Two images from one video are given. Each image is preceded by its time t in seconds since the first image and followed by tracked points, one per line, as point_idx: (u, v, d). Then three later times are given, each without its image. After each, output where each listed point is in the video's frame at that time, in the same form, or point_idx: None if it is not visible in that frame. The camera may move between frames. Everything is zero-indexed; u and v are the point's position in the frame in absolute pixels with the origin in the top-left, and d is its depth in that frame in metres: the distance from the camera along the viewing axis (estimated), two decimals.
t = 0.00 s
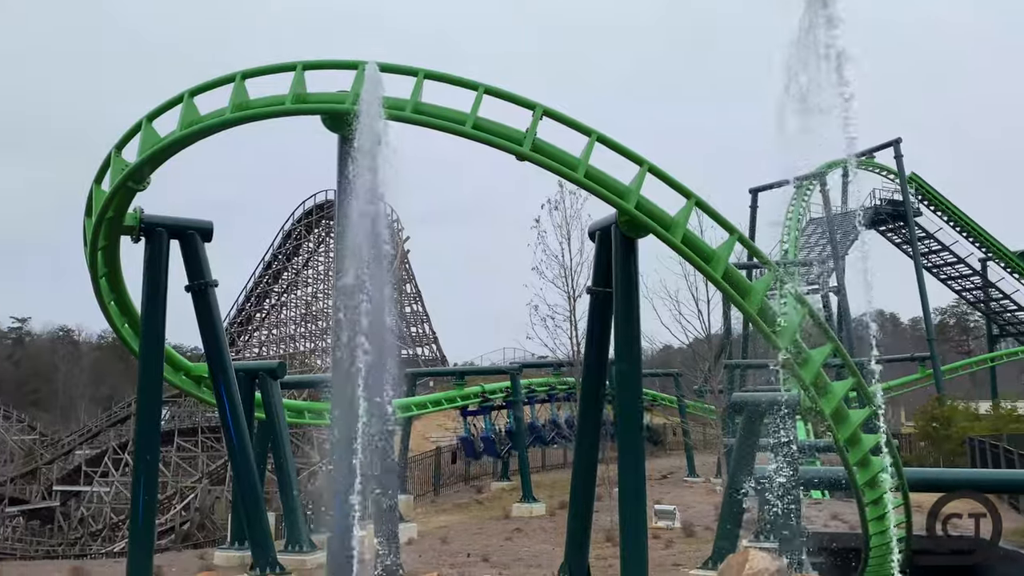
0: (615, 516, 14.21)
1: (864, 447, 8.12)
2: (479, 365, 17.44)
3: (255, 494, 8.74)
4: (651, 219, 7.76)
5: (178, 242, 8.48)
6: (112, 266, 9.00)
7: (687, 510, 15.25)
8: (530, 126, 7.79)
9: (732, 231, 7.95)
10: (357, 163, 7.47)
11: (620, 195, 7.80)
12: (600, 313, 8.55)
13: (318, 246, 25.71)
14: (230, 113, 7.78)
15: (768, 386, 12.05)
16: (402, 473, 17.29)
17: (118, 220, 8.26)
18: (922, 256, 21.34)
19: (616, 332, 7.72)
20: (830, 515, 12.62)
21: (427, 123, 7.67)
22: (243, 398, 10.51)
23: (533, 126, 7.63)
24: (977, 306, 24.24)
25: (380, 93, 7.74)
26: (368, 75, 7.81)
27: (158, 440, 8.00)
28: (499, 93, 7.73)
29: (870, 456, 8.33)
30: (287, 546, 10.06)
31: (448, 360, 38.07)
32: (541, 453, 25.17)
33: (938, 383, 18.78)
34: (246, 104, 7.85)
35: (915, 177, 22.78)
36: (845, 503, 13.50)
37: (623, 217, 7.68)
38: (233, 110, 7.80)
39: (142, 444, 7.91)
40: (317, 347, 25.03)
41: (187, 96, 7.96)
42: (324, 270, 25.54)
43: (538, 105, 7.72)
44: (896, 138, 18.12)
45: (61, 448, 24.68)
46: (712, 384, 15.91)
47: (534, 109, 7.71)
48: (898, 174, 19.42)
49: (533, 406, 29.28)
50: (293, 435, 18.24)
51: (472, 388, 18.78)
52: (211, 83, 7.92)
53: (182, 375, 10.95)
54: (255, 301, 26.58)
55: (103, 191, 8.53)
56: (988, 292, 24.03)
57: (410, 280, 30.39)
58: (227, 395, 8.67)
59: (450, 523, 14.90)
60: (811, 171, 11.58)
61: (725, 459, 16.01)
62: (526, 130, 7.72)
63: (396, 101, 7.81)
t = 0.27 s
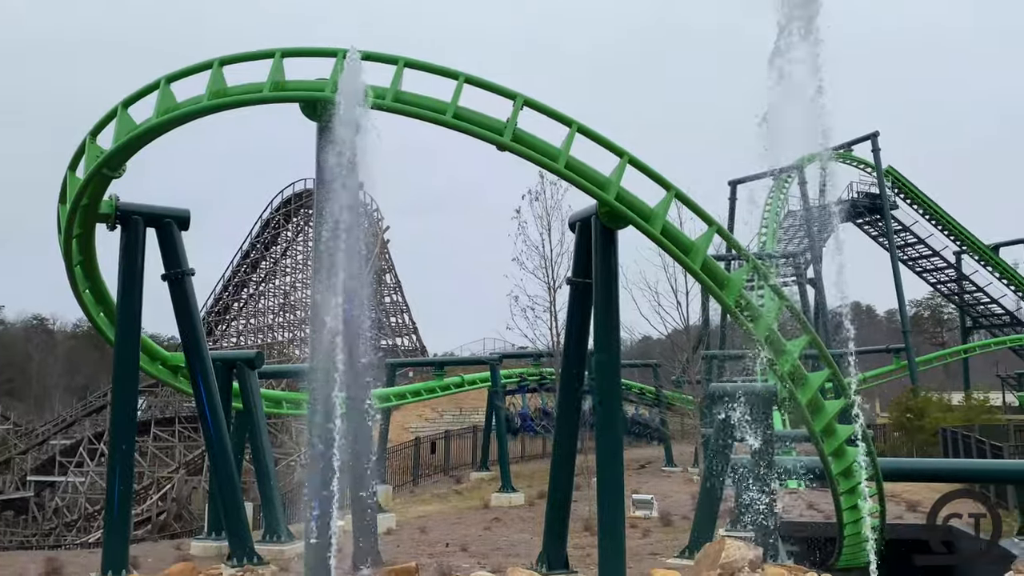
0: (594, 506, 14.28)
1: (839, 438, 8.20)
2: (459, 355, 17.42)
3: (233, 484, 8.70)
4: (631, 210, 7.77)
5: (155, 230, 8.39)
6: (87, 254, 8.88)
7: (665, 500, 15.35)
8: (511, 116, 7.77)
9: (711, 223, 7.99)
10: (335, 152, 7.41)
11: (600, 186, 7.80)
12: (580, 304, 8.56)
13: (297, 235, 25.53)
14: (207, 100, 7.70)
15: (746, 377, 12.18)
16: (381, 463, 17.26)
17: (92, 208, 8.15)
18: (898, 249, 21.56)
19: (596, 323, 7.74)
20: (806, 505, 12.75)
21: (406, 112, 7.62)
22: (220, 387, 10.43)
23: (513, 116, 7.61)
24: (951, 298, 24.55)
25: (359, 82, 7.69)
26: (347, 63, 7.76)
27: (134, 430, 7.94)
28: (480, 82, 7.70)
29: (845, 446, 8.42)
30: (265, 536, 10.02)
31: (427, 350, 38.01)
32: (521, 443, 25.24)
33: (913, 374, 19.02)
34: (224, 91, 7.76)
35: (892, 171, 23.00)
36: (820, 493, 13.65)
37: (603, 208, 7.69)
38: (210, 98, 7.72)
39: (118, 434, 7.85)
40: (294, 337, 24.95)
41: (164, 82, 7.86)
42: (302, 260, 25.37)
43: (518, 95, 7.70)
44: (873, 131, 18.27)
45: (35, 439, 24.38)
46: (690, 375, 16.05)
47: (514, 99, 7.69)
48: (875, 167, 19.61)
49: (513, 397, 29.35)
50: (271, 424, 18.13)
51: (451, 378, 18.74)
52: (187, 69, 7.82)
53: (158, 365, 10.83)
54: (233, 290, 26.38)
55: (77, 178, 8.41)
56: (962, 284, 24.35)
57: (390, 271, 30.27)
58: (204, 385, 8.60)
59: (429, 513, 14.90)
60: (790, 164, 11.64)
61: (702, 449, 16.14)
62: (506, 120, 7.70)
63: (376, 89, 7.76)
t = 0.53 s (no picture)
0: (569, 496, 14.33)
1: (811, 429, 8.30)
2: (435, 346, 17.39)
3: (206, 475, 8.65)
4: (607, 202, 7.79)
5: (127, 219, 8.29)
6: (57, 242, 8.75)
7: (640, 490, 15.45)
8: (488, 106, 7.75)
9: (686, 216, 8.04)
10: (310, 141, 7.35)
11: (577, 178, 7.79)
12: (557, 295, 8.58)
13: (271, 225, 25.31)
14: (180, 87, 7.59)
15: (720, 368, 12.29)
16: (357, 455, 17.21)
17: (63, 196, 8.01)
18: (871, 242, 21.82)
19: (573, 314, 7.77)
20: (778, 495, 12.90)
21: (383, 101, 7.58)
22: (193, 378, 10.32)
23: (491, 106, 7.60)
24: (922, 291, 24.89)
25: (334, 69, 7.61)
26: (323, 51, 7.69)
27: (105, 421, 7.86)
28: (457, 72, 7.67)
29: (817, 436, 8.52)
30: (239, 527, 9.95)
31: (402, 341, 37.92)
32: (497, 434, 25.29)
33: (884, 366, 19.28)
34: (198, 79, 7.67)
35: (865, 165, 23.25)
36: (792, 483, 13.81)
37: (580, 200, 7.69)
38: (184, 85, 7.62)
39: (89, 425, 7.76)
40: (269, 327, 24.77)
41: (136, 69, 7.75)
42: (277, 249, 25.17)
43: (496, 85, 7.68)
44: (848, 125, 18.45)
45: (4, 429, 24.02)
46: (665, 366, 16.17)
47: (492, 90, 7.67)
48: (849, 161, 19.81)
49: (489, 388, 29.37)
50: (245, 416, 17.99)
51: (427, 369, 18.70)
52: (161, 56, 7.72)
53: (131, 355, 10.70)
54: (206, 280, 26.13)
55: (47, 165, 8.27)
56: (932, 278, 24.70)
57: (366, 261, 30.14)
58: (177, 377, 8.51)
59: (404, 504, 14.89)
60: (765, 157, 11.73)
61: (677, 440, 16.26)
62: (483, 110, 7.68)
63: (352, 78, 7.70)
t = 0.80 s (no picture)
0: (542, 488, 14.37)
1: (781, 421, 8.39)
2: (408, 338, 17.33)
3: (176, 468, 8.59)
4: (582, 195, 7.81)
5: (95, 209, 8.16)
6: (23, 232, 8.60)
7: (613, 482, 15.54)
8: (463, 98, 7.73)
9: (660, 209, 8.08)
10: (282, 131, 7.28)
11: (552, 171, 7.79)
12: (531, 288, 8.59)
13: (243, 216, 25.06)
14: (150, 75, 7.48)
15: (692, 361, 12.39)
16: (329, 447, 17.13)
17: (29, 185, 7.87)
18: (841, 237, 22.08)
19: (547, 306, 7.79)
20: (748, 486, 13.03)
21: (357, 92, 7.53)
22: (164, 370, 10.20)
23: (465, 98, 7.57)
24: (891, 285, 25.24)
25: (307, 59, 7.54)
26: (296, 40, 7.61)
27: (73, 413, 7.75)
28: (432, 63, 7.63)
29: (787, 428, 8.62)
30: (210, 520, 9.87)
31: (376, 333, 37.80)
32: (471, 426, 25.30)
33: (853, 359, 19.55)
34: (169, 67, 7.56)
35: (837, 161, 23.50)
36: (762, 475, 13.97)
37: (555, 193, 7.71)
38: (154, 72, 7.51)
39: (57, 418, 7.65)
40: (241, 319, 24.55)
41: (105, 56, 7.62)
42: (249, 240, 24.93)
43: (471, 77, 7.65)
44: (820, 121, 18.64)
45: None
46: (639, 359, 16.26)
47: (467, 81, 7.65)
48: (820, 156, 20.01)
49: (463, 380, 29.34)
50: (216, 408, 17.83)
51: (401, 361, 18.65)
52: (130, 44, 7.61)
53: (100, 347, 10.55)
54: (177, 271, 25.83)
55: (12, 153, 8.11)
56: (901, 273, 25.06)
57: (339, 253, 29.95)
58: (147, 369, 8.42)
59: (377, 496, 14.86)
60: (738, 152, 11.81)
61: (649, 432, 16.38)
62: (458, 101, 7.66)
63: (325, 68, 7.64)
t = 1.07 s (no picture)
0: (514, 482, 14.39)
1: (751, 415, 8.47)
2: (380, 332, 17.25)
3: (143, 460, 8.51)
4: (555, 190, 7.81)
5: (62, 199, 8.03)
6: None
7: (585, 476, 15.60)
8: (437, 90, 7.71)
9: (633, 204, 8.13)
10: (253, 123, 7.22)
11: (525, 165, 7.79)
12: (504, 282, 8.60)
13: (213, 208, 24.78)
14: (118, 64, 7.36)
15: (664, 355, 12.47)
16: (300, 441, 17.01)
17: None
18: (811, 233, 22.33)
19: (520, 300, 7.81)
20: (718, 479, 13.15)
21: (329, 83, 7.47)
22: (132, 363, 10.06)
23: (439, 91, 7.55)
24: (859, 281, 25.58)
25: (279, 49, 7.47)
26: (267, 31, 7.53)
27: (38, 407, 7.64)
28: (406, 56, 7.60)
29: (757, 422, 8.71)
30: (179, 515, 9.76)
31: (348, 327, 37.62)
32: (443, 420, 25.26)
33: (822, 354, 19.80)
34: (137, 56, 7.45)
35: (807, 158, 23.76)
36: (732, 468, 14.10)
37: (529, 187, 7.70)
38: (122, 61, 7.39)
39: (21, 411, 7.54)
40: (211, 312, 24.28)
41: (71, 44, 7.48)
42: (219, 233, 24.66)
43: (445, 70, 7.63)
44: (791, 118, 18.82)
45: None
46: (611, 353, 16.33)
47: (441, 74, 7.62)
48: (791, 153, 20.22)
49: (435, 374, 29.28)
50: (185, 402, 17.62)
51: (373, 355, 18.56)
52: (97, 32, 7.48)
53: (66, 340, 10.37)
54: (146, 264, 25.51)
55: None
56: (869, 269, 25.41)
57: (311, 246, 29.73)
58: (114, 362, 8.30)
59: (349, 491, 14.80)
60: (711, 148, 11.89)
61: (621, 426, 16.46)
62: (432, 94, 7.63)
63: (297, 59, 7.57)
